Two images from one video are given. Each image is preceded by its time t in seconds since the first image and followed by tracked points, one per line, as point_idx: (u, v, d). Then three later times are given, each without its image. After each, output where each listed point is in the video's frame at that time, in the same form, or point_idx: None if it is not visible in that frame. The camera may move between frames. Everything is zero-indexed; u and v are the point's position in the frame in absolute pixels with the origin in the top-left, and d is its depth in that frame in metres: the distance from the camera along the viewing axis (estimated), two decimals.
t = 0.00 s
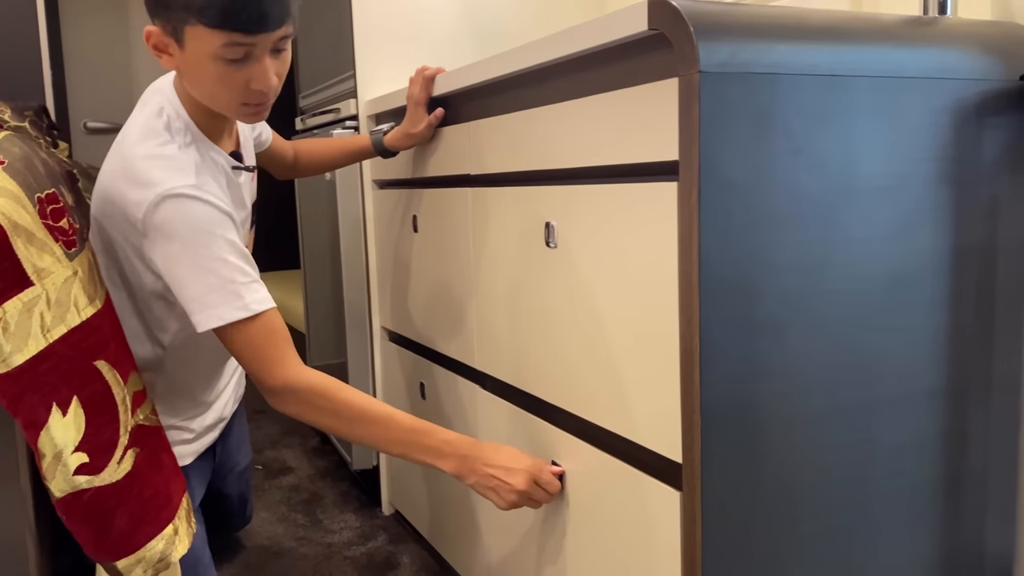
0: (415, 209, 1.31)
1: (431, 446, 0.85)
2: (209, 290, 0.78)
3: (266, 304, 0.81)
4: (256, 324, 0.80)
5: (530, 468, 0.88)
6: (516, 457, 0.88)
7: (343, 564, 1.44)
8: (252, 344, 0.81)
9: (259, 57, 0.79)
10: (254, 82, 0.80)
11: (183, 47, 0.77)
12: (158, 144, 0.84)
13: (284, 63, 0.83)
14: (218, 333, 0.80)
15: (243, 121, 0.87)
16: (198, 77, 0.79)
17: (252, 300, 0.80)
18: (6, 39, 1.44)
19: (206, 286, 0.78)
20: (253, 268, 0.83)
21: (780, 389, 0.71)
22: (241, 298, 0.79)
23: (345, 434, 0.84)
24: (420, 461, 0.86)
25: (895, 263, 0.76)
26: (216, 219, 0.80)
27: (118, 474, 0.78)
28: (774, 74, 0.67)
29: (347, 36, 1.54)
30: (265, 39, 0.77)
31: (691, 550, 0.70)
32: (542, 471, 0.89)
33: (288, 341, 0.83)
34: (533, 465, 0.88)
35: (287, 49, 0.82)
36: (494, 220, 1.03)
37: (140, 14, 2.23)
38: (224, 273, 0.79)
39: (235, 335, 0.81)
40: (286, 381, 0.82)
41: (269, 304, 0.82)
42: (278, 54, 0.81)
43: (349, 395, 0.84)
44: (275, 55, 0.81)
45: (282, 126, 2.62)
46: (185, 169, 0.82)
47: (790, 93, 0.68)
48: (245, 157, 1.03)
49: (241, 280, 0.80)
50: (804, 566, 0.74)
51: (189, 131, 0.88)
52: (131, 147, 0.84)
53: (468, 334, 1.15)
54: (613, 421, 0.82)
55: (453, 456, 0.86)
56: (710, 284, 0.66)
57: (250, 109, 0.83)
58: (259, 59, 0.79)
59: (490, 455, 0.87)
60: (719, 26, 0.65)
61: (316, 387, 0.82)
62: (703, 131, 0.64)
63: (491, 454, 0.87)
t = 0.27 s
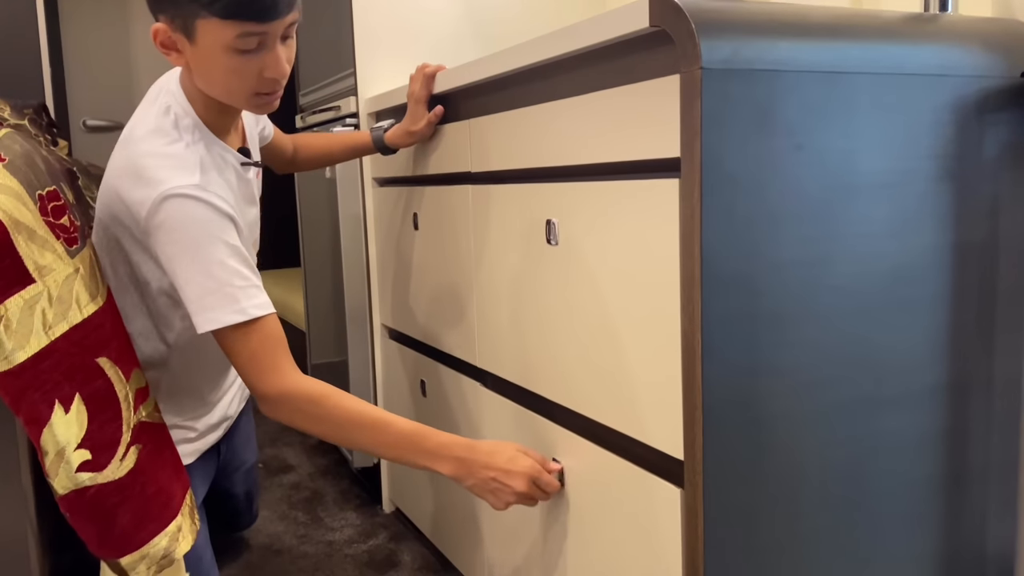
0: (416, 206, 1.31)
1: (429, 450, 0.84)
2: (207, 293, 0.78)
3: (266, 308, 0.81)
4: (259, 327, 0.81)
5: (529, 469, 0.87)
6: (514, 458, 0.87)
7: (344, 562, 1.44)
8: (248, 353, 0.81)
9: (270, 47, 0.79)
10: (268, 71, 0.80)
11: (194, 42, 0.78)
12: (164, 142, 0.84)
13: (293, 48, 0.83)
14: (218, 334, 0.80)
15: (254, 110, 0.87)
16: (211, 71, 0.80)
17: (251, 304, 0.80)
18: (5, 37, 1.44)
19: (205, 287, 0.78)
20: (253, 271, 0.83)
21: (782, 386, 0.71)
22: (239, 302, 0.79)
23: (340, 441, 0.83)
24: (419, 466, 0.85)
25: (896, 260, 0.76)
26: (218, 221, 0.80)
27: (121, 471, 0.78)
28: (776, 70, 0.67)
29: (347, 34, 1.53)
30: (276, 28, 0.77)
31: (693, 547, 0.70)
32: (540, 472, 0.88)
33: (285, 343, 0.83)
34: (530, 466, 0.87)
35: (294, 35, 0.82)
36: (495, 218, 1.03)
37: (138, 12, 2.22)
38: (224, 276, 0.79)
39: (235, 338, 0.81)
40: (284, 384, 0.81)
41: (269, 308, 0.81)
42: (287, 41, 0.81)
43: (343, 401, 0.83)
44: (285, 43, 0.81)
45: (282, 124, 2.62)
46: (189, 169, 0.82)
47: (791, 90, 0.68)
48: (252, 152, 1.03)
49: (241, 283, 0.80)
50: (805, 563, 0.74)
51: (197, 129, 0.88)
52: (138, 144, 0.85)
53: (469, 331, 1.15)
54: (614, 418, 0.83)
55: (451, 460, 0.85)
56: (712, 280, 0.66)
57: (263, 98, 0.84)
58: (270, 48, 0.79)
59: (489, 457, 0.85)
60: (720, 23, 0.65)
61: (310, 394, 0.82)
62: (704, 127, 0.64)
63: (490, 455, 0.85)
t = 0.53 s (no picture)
0: (415, 207, 1.31)
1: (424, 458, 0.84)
2: (205, 313, 0.79)
3: (262, 326, 0.81)
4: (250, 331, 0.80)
5: (521, 474, 0.88)
6: (507, 464, 0.87)
7: (344, 562, 1.44)
8: (236, 365, 0.81)
9: (255, 56, 0.79)
10: (255, 82, 0.80)
11: (179, 57, 0.77)
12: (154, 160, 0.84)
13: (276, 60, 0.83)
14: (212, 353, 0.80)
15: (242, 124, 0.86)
16: (197, 85, 0.79)
17: (249, 323, 0.80)
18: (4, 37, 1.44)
19: (201, 309, 0.78)
20: (249, 290, 0.83)
21: (781, 388, 0.71)
22: (236, 322, 0.79)
23: (336, 454, 0.83)
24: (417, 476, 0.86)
25: (895, 263, 0.76)
26: (214, 241, 0.80)
27: (119, 472, 0.78)
28: (775, 71, 0.67)
29: (347, 34, 1.53)
30: (260, 36, 0.77)
31: (694, 547, 0.70)
32: (533, 476, 0.89)
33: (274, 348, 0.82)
34: (523, 471, 0.88)
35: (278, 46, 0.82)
36: (494, 218, 1.03)
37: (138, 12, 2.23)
38: (221, 296, 0.79)
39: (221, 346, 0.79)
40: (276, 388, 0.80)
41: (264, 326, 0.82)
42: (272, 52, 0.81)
43: (335, 413, 0.82)
44: (269, 53, 0.81)
45: (282, 124, 2.62)
46: (182, 188, 0.82)
47: (791, 91, 0.68)
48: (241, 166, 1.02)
49: (237, 302, 0.80)
50: (805, 563, 0.74)
51: (184, 147, 0.88)
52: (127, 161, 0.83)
53: (469, 331, 1.15)
54: (614, 419, 0.83)
55: (446, 469, 0.85)
56: (712, 281, 0.66)
57: (251, 110, 0.83)
58: (255, 59, 0.79)
59: (483, 465, 0.86)
60: (720, 24, 0.65)
61: (301, 408, 0.81)
62: (704, 128, 0.64)
63: (483, 463, 0.86)
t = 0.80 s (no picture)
0: (416, 208, 1.31)
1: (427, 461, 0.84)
2: (215, 319, 0.78)
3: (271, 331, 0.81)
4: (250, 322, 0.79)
5: (518, 475, 0.87)
6: (507, 466, 0.87)
7: (344, 564, 1.44)
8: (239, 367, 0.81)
9: (256, 52, 0.81)
10: (259, 75, 0.81)
11: (182, 60, 0.79)
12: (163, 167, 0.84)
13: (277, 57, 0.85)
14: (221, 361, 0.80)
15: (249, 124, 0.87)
16: (204, 87, 0.81)
17: (258, 328, 0.80)
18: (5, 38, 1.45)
19: (214, 313, 0.78)
20: (259, 296, 0.83)
21: (782, 390, 0.71)
22: (249, 326, 0.79)
23: (340, 460, 0.83)
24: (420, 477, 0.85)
25: (896, 264, 0.76)
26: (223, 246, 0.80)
27: (121, 474, 0.78)
28: (776, 72, 0.67)
29: (347, 36, 1.54)
30: (259, 30, 0.80)
31: (695, 548, 0.70)
32: (531, 478, 0.88)
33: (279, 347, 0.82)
34: (523, 473, 0.88)
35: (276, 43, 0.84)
36: (494, 220, 1.03)
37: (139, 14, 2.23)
38: (230, 301, 0.79)
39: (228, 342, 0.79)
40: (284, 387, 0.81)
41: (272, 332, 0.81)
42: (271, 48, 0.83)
43: (338, 418, 0.82)
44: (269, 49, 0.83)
45: (282, 126, 2.63)
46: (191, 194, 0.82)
47: (791, 93, 0.68)
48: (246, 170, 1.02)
49: (247, 308, 0.80)
50: (806, 565, 0.74)
51: (191, 153, 0.88)
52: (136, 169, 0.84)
53: (469, 333, 1.15)
54: (614, 421, 0.83)
55: (448, 471, 0.85)
56: (712, 283, 0.66)
57: (258, 109, 0.84)
58: (257, 54, 0.81)
59: (484, 466, 0.86)
60: (720, 26, 0.65)
61: (306, 413, 0.80)
62: (704, 130, 0.65)
63: (485, 465, 0.86)
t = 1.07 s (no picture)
0: (418, 211, 1.31)
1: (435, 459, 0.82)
2: (213, 300, 0.76)
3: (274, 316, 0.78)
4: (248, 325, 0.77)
5: (522, 479, 0.87)
6: (510, 470, 0.87)
7: (346, 567, 1.44)
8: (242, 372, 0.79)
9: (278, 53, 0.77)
10: (279, 76, 0.78)
11: (204, 59, 0.76)
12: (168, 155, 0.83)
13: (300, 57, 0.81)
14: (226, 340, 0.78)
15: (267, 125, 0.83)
16: (222, 87, 0.77)
17: (259, 310, 0.77)
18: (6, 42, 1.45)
19: (210, 295, 0.76)
20: (261, 280, 0.80)
21: (785, 392, 0.71)
22: (247, 306, 0.77)
23: (347, 443, 0.81)
24: (421, 476, 0.83)
25: (898, 265, 0.76)
26: (220, 230, 0.78)
27: (125, 477, 0.78)
28: (777, 76, 0.67)
29: (349, 39, 1.54)
30: (280, 30, 0.76)
31: (697, 551, 0.70)
32: (536, 481, 0.89)
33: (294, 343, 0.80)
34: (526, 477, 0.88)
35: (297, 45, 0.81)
36: (496, 223, 1.04)
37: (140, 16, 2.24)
38: (228, 284, 0.76)
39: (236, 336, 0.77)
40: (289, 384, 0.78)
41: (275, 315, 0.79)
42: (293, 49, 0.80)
43: (352, 402, 0.80)
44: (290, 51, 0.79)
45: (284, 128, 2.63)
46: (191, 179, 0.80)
47: (793, 96, 0.68)
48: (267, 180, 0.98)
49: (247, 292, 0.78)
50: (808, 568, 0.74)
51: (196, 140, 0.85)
52: (141, 157, 0.83)
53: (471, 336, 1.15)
54: (616, 423, 0.83)
55: (454, 474, 0.84)
56: (714, 286, 0.66)
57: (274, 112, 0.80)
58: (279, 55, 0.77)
59: (489, 471, 0.85)
60: (722, 30, 0.65)
61: (323, 392, 0.79)
62: (706, 133, 0.65)
63: (490, 470, 0.85)
